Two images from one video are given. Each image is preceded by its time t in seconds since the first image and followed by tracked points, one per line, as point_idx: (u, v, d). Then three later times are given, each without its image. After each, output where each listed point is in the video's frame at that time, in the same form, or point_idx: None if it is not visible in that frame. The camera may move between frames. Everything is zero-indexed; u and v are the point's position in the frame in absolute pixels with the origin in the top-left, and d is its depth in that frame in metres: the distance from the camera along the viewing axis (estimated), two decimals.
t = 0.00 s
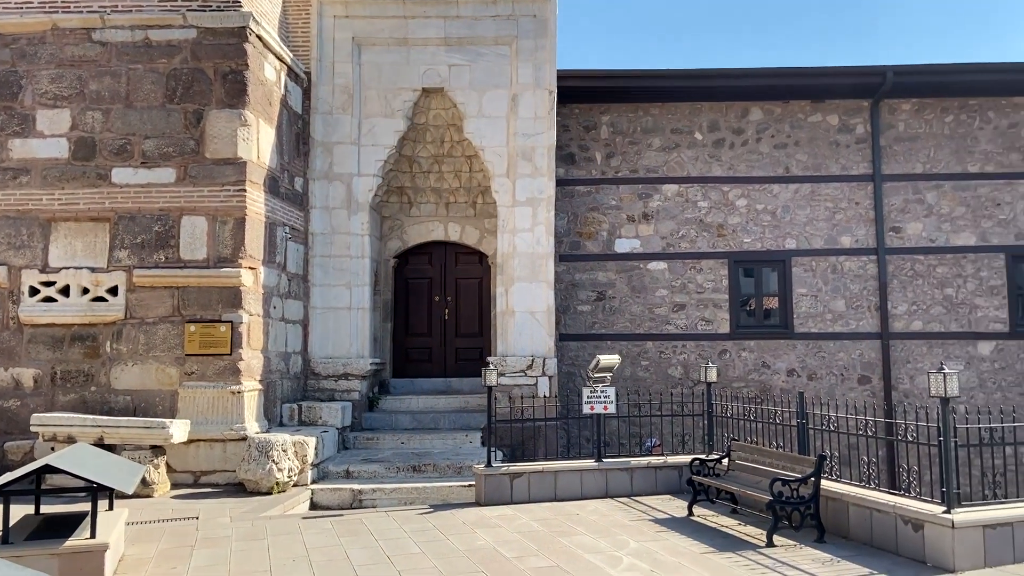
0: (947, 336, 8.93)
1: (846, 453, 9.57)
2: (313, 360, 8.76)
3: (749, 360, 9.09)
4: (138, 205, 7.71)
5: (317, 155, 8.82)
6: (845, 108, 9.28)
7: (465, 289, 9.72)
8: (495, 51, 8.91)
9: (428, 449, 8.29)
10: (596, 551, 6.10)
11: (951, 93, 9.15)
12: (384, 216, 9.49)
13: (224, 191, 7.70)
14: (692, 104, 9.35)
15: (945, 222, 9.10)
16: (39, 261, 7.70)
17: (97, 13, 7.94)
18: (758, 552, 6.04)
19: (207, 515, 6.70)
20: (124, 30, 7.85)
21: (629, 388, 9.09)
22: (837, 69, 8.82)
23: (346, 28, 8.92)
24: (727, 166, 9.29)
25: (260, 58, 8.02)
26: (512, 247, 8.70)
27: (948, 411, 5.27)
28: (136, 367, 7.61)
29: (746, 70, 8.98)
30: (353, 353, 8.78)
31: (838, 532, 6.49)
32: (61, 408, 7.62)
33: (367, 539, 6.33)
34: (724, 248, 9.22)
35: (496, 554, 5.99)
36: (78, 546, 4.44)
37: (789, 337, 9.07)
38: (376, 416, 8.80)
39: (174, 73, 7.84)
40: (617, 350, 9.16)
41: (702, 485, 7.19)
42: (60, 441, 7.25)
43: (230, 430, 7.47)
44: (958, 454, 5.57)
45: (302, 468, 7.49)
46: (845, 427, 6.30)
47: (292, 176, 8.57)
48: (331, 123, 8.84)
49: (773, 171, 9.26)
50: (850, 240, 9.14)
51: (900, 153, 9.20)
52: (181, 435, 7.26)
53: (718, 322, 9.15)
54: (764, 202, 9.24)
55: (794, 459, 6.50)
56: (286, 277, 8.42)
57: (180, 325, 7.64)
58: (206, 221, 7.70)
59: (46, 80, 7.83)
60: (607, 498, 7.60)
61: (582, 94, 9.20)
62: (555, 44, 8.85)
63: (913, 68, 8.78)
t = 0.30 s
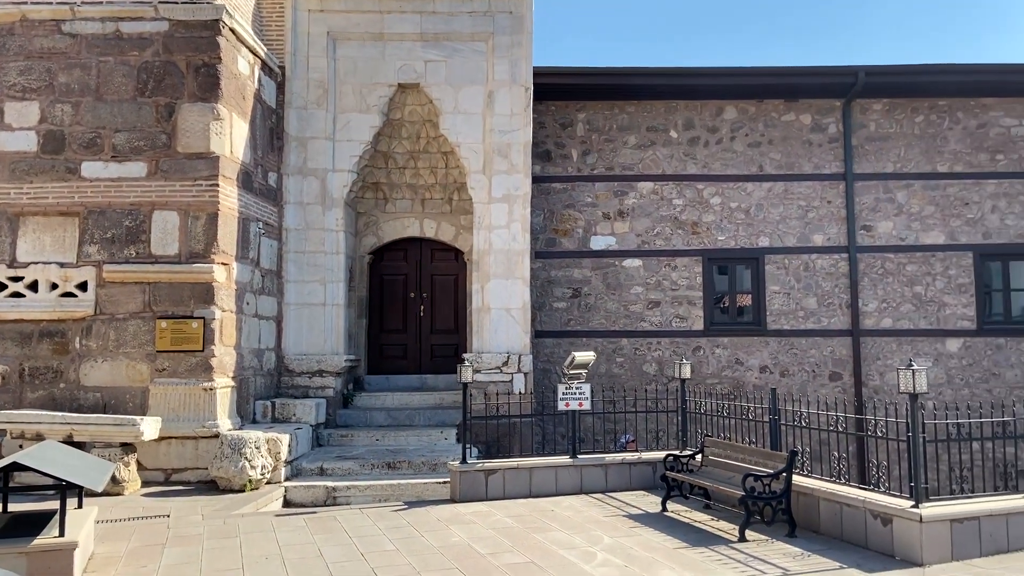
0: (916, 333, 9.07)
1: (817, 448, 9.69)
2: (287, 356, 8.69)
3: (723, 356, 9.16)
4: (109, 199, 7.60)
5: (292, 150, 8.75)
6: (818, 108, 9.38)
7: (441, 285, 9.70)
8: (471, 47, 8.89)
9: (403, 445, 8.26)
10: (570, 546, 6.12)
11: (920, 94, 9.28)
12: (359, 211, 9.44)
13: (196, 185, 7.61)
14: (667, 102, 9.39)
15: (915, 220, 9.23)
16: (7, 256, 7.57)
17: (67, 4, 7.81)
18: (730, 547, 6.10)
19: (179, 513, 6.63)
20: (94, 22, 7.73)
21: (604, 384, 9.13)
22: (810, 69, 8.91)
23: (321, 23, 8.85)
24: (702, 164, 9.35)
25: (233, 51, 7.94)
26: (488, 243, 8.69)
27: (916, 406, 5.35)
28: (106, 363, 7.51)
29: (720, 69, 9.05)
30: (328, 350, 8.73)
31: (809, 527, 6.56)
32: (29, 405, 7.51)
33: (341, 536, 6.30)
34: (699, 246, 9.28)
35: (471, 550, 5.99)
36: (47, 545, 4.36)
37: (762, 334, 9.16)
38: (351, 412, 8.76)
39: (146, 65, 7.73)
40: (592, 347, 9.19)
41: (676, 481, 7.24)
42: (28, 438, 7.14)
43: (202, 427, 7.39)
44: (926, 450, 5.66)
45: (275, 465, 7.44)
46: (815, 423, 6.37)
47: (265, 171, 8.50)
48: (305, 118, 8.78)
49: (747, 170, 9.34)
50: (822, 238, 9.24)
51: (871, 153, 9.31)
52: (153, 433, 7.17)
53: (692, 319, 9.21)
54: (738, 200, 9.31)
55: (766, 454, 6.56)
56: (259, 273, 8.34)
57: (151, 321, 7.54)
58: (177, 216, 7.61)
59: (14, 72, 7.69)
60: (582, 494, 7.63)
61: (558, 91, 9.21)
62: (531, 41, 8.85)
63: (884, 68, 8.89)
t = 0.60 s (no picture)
0: (885, 331, 9.20)
1: (788, 444, 9.80)
2: (259, 353, 8.62)
3: (696, 353, 9.23)
4: (76, 193, 7.48)
5: (264, 145, 8.67)
6: (790, 107, 9.47)
7: (415, 282, 9.67)
8: (446, 42, 8.86)
9: (377, 443, 8.23)
10: (543, 543, 6.13)
11: (890, 94, 9.39)
12: (333, 207, 9.38)
13: (167, 180, 7.51)
14: (642, 100, 9.43)
15: (884, 220, 9.35)
16: None
17: None
18: (701, 543, 6.14)
19: (148, 511, 6.55)
20: (62, 14, 7.60)
21: (578, 381, 9.16)
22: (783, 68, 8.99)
23: (294, 17, 8.77)
24: (676, 162, 9.40)
25: (205, 45, 7.84)
26: (463, 240, 8.68)
27: (884, 403, 5.42)
28: (74, 360, 7.40)
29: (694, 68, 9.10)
30: (301, 347, 8.66)
31: (779, 522, 6.63)
32: None
33: (313, 534, 6.26)
34: (673, 243, 9.34)
35: (444, 548, 5.98)
36: (11, 544, 4.28)
37: (734, 331, 9.24)
38: (323, 410, 8.71)
39: (115, 58, 7.61)
40: (567, 344, 9.22)
41: (648, 477, 7.28)
42: None
43: (172, 424, 7.30)
44: (894, 445, 5.74)
45: (246, 463, 7.37)
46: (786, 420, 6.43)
47: (237, 166, 8.41)
48: (278, 113, 8.70)
49: (720, 168, 9.40)
50: (794, 236, 9.33)
51: (842, 152, 9.42)
52: (121, 431, 7.08)
53: (666, 316, 9.27)
54: (711, 198, 9.38)
55: (737, 450, 6.62)
56: (230, 269, 8.26)
57: (120, 317, 7.44)
58: (147, 211, 7.50)
59: None
60: (555, 491, 7.65)
61: (533, 88, 9.21)
62: (506, 37, 8.84)
63: (855, 69, 9.00)
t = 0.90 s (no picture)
0: (853, 328, 9.33)
1: (758, 441, 9.90)
2: (229, 350, 8.53)
3: (667, 350, 9.30)
4: (42, 188, 7.35)
5: (235, 140, 8.58)
6: (761, 107, 9.56)
7: (388, 279, 9.64)
8: (420, 38, 8.83)
9: (349, 440, 8.19)
10: (515, 539, 6.14)
11: (859, 95, 9.52)
12: (305, 203, 9.32)
13: (135, 174, 7.41)
14: (615, 98, 9.47)
15: (853, 219, 9.48)
16: None
17: None
18: (672, 538, 6.19)
19: (116, 510, 6.46)
20: (28, 5, 7.46)
21: (551, 378, 9.18)
22: (754, 68, 9.08)
23: (265, 10, 8.69)
24: (649, 161, 9.45)
25: (175, 37, 7.74)
26: (436, 237, 8.65)
27: (852, 399, 5.50)
28: (39, 357, 7.27)
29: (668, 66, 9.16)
30: (272, 344, 8.59)
31: (749, 517, 6.70)
32: None
33: (284, 532, 6.22)
34: (645, 241, 9.39)
35: (416, 545, 5.96)
36: None
37: (706, 328, 9.31)
38: (295, 407, 8.65)
39: (82, 50, 7.49)
40: (540, 341, 9.24)
41: (620, 473, 7.32)
42: None
43: (140, 422, 7.21)
44: (860, 441, 5.82)
45: (216, 461, 7.30)
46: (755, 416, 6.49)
47: (207, 161, 8.32)
48: (249, 107, 8.61)
49: (692, 167, 9.47)
50: (764, 235, 9.43)
51: (812, 152, 9.53)
52: (88, 428, 6.98)
53: (638, 313, 9.32)
54: (684, 197, 9.44)
55: (707, 446, 6.67)
56: (200, 265, 8.17)
57: (87, 314, 7.33)
58: (115, 206, 7.40)
59: None
60: (528, 487, 7.66)
61: (507, 86, 9.21)
62: (481, 34, 8.83)
63: (824, 69, 9.11)
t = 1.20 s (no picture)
0: (821, 326, 9.45)
1: (728, 437, 10.00)
2: (197, 347, 8.43)
3: (639, 348, 9.35)
4: (6, 182, 7.21)
5: (204, 134, 8.48)
6: (732, 107, 9.65)
7: (360, 276, 9.59)
8: (392, 34, 8.78)
9: (320, 438, 8.13)
10: (486, 536, 6.15)
11: (828, 95, 9.64)
12: (275, 199, 9.23)
13: (101, 168, 7.29)
14: (588, 96, 9.50)
15: (821, 218, 9.60)
16: None
17: None
18: (642, 534, 6.23)
19: (81, 509, 6.37)
20: None
21: (523, 375, 9.19)
22: (725, 68, 9.15)
23: (235, 3, 8.58)
24: (622, 159, 9.49)
25: (143, 30, 7.62)
26: (408, 234, 8.62)
27: (819, 396, 5.58)
28: (2, 354, 7.14)
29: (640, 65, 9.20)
30: (241, 341, 8.50)
31: (718, 513, 6.76)
32: None
33: (253, 530, 6.16)
34: (618, 239, 9.44)
35: (386, 543, 5.95)
36: None
37: (676, 326, 9.38)
38: (264, 405, 8.58)
39: (47, 42, 7.36)
40: (512, 339, 9.25)
41: (591, 470, 7.35)
42: None
43: (106, 420, 7.10)
44: (826, 437, 5.90)
45: (184, 459, 7.21)
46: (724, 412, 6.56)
47: (175, 155, 8.21)
48: (218, 102, 8.51)
49: (664, 165, 9.53)
50: (734, 233, 9.52)
51: (782, 152, 9.64)
52: (52, 426, 6.87)
53: (610, 311, 9.36)
54: (655, 195, 9.50)
55: (677, 443, 6.71)
56: (168, 261, 8.06)
57: (51, 310, 7.21)
58: (80, 201, 7.27)
59: None
60: (499, 485, 7.67)
61: (480, 82, 9.20)
62: (453, 31, 8.81)
63: (794, 70, 9.21)
